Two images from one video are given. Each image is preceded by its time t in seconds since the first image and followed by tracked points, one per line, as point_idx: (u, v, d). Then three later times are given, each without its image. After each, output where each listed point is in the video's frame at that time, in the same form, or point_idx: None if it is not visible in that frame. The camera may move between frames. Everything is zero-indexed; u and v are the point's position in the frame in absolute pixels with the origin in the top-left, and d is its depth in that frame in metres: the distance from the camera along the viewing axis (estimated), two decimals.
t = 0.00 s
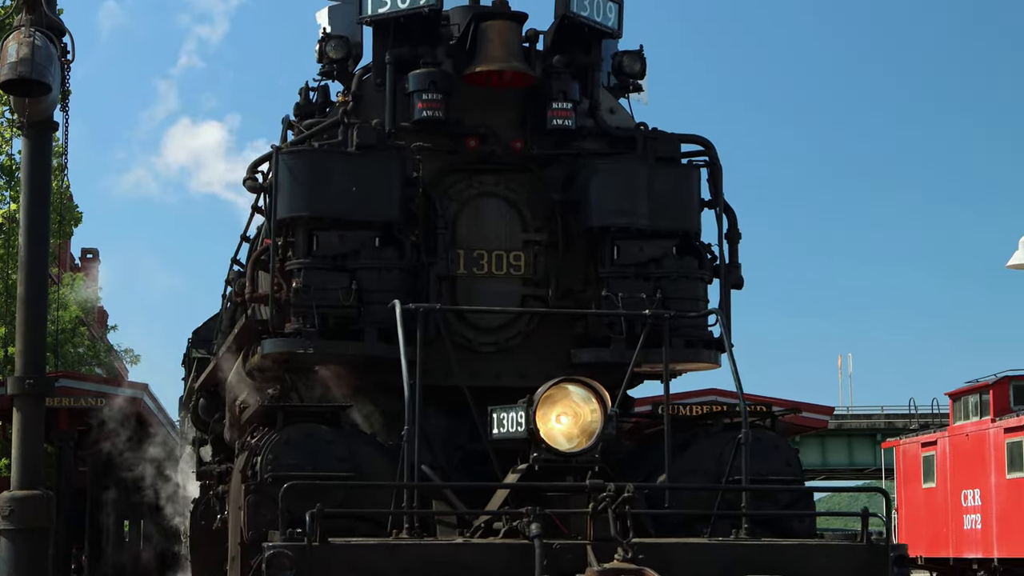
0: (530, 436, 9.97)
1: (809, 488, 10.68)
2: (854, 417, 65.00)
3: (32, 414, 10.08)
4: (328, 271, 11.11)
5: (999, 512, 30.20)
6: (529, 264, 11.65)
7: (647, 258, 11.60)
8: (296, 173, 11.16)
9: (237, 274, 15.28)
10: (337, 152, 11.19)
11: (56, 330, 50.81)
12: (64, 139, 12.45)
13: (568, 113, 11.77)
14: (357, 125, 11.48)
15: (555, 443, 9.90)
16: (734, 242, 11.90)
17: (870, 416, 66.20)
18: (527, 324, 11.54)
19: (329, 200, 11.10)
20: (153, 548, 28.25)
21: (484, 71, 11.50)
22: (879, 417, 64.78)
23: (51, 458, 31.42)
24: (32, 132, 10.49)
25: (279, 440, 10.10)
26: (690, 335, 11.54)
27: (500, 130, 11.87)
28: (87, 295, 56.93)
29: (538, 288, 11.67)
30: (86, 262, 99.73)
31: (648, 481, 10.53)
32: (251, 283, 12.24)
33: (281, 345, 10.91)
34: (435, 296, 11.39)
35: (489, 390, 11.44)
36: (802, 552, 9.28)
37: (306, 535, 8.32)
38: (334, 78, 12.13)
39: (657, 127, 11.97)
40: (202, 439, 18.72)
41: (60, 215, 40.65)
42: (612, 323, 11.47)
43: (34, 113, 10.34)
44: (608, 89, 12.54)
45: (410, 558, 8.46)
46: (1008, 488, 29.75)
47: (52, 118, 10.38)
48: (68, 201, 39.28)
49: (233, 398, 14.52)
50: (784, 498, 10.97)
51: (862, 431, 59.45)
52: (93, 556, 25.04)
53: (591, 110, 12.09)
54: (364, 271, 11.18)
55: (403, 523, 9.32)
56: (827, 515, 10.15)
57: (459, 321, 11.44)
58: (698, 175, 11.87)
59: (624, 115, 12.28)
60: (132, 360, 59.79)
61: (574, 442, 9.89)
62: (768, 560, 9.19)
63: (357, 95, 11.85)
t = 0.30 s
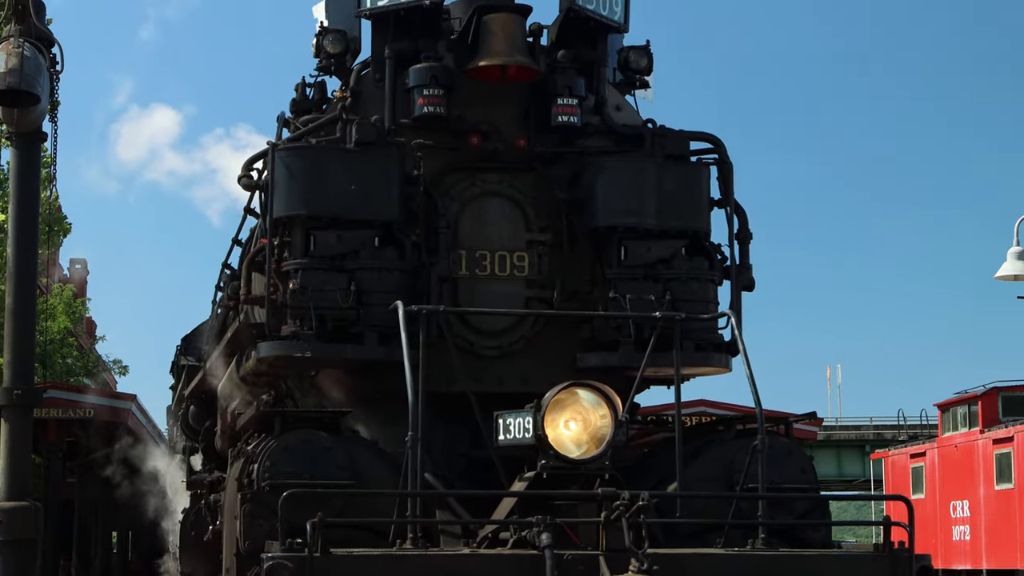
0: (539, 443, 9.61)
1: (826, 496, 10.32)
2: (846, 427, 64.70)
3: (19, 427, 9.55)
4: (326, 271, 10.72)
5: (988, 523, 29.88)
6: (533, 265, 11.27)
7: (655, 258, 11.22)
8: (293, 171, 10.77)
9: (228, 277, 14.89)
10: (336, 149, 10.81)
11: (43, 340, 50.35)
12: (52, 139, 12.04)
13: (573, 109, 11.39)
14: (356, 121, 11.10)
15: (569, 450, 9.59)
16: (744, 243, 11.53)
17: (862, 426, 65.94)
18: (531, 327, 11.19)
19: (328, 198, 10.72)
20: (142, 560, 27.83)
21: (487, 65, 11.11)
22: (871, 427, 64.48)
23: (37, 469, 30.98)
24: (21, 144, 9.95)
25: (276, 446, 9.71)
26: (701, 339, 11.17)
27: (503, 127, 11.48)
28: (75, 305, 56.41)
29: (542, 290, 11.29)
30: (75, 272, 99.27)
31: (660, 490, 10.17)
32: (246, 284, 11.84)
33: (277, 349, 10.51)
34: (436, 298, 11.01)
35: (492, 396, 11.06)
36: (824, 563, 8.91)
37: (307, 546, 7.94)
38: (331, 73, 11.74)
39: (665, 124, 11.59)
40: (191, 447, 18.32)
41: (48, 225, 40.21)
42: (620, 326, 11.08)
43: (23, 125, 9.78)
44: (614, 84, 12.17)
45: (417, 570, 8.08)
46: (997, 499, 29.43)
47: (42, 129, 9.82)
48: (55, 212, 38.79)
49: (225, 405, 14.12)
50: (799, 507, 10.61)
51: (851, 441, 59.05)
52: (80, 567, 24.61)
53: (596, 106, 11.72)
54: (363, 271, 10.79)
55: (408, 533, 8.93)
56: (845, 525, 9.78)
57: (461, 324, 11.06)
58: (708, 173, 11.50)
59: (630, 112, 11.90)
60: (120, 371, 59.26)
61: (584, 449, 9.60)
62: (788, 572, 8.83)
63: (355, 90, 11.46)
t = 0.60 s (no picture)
0: (550, 451, 9.24)
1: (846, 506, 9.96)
2: (839, 439, 64.37)
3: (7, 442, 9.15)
4: (326, 273, 10.33)
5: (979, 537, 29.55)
6: (541, 267, 10.89)
7: (667, 260, 10.85)
8: (292, 169, 10.38)
9: (224, 282, 14.52)
10: (336, 146, 10.42)
11: (33, 353, 49.92)
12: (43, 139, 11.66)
13: (581, 106, 11.00)
14: (357, 118, 10.72)
15: (581, 458, 9.27)
16: (758, 245, 11.17)
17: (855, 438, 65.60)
18: (539, 331, 10.83)
19: (329, 197, 10.33)
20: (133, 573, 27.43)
21: (492, 59, 10.73)
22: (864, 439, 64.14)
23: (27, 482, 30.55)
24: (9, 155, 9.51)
25: (276, 455, 9.40)
26: (714, 344, 10.79)
27: (510, 123, 11.08)
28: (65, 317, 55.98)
29: (550, 293, 10.90)
30: (65, 284, 98.76)
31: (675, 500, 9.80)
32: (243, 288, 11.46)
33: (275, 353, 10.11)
34: (441, 301, 10.63)
35: (499, 402, 10.69)
36: None
37: (311, 558, 7.59)
38: (331, 69, 11.36)
39: (677, 122, 11.22)
40: (184, 458, 17.93)
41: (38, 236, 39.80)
42: (631, 330, 10.70)
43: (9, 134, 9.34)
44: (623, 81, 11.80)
45: None
46: (987, 512, 29.11)
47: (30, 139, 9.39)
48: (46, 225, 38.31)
49: (221, 413, 13.74)
50: (818, 517, 10.25)
51: (845, 454, 58.69)
52: None
53: (606, 104, 11.33)
54: (365, 273, 10.39)
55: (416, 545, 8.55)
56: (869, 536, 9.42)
57: (467, 329, 10.72)
58: (722, 173, 11.13)
59: (640, 109, 11.51)
60: (111, 383, 58.80)
61: (597, 455, 9.29)
62: None
63: (356, 87, 11.08)
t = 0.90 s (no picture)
0: (564, 457, 8.90)
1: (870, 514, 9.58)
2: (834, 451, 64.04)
3: None
4: (329, 273, 9.95)
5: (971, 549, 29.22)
6: (550, 268, 10.51)
7: (681, 260, 10.48)
8: (293, 164, 10.01)
9: (220, 286, 14.15)
10: (339, 142, 10.05)
11: (22, 365, 49.48)
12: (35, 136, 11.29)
13: (592, 101, 10.68)
14: (361, 112, 10.34)
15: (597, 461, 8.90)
16: (775, 245, 10.80)
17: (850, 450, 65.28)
18: (548, 334, 10.43)
19: (331, 194, 9.97)
20: None
21: (501, 52, 10.38)
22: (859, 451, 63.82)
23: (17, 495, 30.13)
24: None
25: (276, 460, 9.04)
26: (730, 347, 10.42)
27: (518, 120, 10.74)
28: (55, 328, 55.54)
29: (560, 295, 10.52)
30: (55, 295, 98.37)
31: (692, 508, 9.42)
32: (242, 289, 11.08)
33: (276, 356, 9.72)
34: (447, 302, 10.25)
35: (508, 407, 10.31)
36: None
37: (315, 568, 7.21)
38: (333, 62, 11.00)
39: (691, 118, 10.85)
40: (178, 468, 17.54)
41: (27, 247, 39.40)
42: (644, 333, 10.32)
43: None
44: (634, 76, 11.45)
45: None
46: (978, 524, 28.78)
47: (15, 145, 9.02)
48: (37, 237, 37.90)
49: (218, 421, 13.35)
50: (840, 527, 9.87)
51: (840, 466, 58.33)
52: None
53: (617, 99, 10.98)
54: (368, 273, 10.01)
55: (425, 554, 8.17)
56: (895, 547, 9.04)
57: (474, 331, 10.33)
58: (738, 170, 10.76)
59: (653, 106, 11.15)
60: (101, 396, 58.32)
61: (610, 461, 8.92)
62: None
63: (359, 81, 10.71)
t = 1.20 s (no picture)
0: (578, 462, 8.48)
1: (894, 521, 9.22)
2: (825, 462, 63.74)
3: None
4: (332, 271, 9.58)
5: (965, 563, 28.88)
6: (560, 267, 10.14)
7: (697, 259, 10.11)
8: (295, 158, 9.64)
9: (216, 286, 13.77)
10: (343, 134, 9.69)
11: (10, 374, 49.06)
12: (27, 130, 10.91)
13: (604, 94, 10.31)
14: (365, 105, 9.97)
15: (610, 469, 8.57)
16: (793, 243, 10.44)
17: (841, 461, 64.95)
18: (558, 336, 10.06)
19: (334, 189, 9.59)
20: None
21: (511, 42, 10.01)
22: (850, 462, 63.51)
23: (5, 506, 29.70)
24: None
25: (277, 465, 8.67)
26: (747, 348, 10.06)
27: (527, 113, 10.36)
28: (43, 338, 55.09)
29: (570, 294, 10.15)
30: (44, 304, 97.91)
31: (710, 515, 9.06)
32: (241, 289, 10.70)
33: (277, 356, 9.34)
34: (453, 302, 9.88)
35: (516, 410, 9.95)
36: None
37: None
38: (336, 53, 10.62)
39: (706, 112, 10.50)
40: (169, 475, 17.16)
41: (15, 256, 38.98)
42: (658, 334, 9.96)
43: None
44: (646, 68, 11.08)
45: None
46: (968, 535, 28.52)
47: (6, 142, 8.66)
48: (26, 246, 37.44)
49: (211, 426, 12.98)
50: (861, 535, 9.51)
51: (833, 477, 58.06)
52: None
53: (629, 92, 10.62)
54: (372, 271, 9.64)
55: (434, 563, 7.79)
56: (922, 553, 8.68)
57: (482, 332, 9.98)
58: (755, 166, 10.40)
59: (665, 99, 10.77)
60: (90, 406, 57.82)
61: (627, 465, 8.59)
62: None
63: (363, 72, 10.34)
